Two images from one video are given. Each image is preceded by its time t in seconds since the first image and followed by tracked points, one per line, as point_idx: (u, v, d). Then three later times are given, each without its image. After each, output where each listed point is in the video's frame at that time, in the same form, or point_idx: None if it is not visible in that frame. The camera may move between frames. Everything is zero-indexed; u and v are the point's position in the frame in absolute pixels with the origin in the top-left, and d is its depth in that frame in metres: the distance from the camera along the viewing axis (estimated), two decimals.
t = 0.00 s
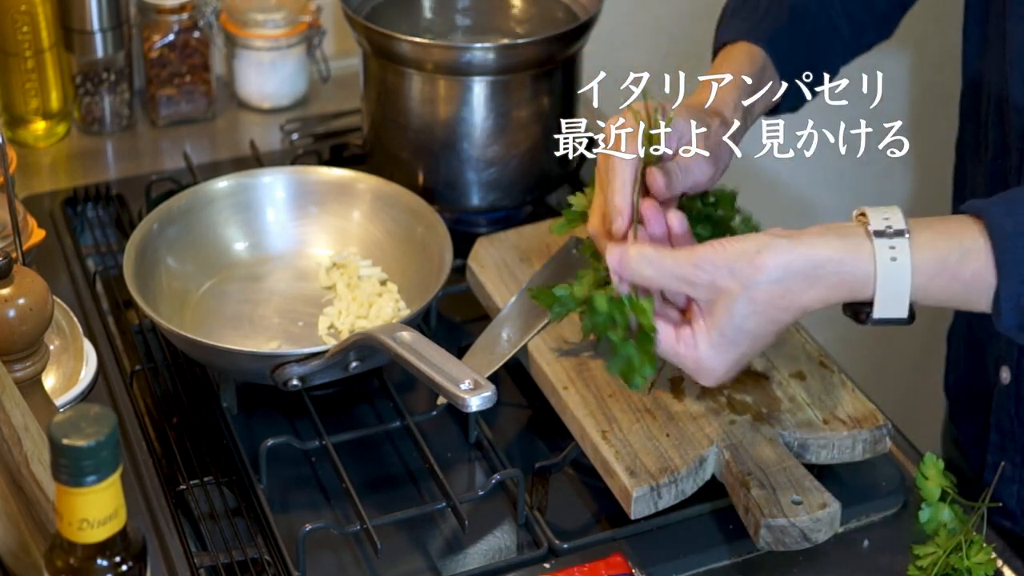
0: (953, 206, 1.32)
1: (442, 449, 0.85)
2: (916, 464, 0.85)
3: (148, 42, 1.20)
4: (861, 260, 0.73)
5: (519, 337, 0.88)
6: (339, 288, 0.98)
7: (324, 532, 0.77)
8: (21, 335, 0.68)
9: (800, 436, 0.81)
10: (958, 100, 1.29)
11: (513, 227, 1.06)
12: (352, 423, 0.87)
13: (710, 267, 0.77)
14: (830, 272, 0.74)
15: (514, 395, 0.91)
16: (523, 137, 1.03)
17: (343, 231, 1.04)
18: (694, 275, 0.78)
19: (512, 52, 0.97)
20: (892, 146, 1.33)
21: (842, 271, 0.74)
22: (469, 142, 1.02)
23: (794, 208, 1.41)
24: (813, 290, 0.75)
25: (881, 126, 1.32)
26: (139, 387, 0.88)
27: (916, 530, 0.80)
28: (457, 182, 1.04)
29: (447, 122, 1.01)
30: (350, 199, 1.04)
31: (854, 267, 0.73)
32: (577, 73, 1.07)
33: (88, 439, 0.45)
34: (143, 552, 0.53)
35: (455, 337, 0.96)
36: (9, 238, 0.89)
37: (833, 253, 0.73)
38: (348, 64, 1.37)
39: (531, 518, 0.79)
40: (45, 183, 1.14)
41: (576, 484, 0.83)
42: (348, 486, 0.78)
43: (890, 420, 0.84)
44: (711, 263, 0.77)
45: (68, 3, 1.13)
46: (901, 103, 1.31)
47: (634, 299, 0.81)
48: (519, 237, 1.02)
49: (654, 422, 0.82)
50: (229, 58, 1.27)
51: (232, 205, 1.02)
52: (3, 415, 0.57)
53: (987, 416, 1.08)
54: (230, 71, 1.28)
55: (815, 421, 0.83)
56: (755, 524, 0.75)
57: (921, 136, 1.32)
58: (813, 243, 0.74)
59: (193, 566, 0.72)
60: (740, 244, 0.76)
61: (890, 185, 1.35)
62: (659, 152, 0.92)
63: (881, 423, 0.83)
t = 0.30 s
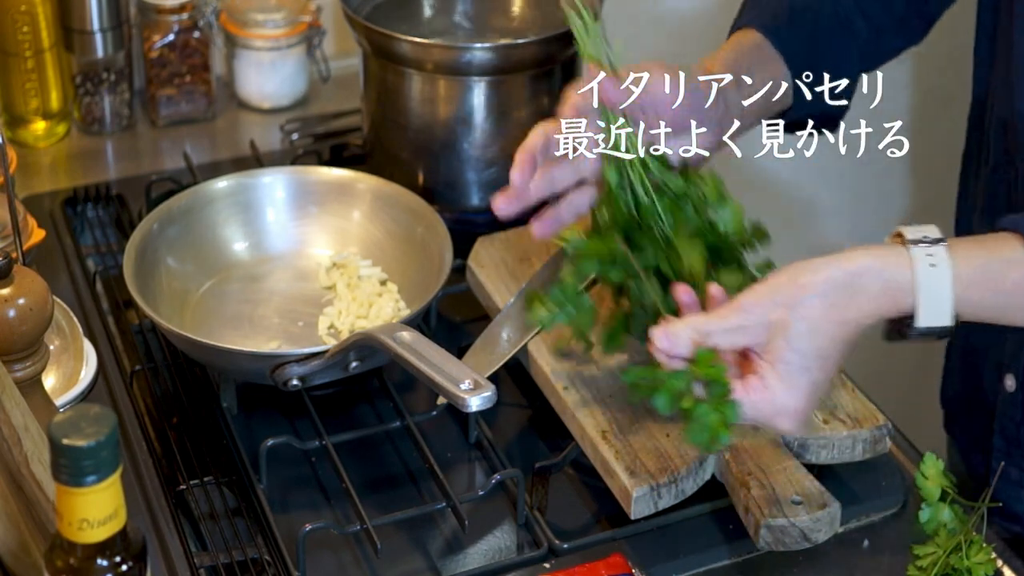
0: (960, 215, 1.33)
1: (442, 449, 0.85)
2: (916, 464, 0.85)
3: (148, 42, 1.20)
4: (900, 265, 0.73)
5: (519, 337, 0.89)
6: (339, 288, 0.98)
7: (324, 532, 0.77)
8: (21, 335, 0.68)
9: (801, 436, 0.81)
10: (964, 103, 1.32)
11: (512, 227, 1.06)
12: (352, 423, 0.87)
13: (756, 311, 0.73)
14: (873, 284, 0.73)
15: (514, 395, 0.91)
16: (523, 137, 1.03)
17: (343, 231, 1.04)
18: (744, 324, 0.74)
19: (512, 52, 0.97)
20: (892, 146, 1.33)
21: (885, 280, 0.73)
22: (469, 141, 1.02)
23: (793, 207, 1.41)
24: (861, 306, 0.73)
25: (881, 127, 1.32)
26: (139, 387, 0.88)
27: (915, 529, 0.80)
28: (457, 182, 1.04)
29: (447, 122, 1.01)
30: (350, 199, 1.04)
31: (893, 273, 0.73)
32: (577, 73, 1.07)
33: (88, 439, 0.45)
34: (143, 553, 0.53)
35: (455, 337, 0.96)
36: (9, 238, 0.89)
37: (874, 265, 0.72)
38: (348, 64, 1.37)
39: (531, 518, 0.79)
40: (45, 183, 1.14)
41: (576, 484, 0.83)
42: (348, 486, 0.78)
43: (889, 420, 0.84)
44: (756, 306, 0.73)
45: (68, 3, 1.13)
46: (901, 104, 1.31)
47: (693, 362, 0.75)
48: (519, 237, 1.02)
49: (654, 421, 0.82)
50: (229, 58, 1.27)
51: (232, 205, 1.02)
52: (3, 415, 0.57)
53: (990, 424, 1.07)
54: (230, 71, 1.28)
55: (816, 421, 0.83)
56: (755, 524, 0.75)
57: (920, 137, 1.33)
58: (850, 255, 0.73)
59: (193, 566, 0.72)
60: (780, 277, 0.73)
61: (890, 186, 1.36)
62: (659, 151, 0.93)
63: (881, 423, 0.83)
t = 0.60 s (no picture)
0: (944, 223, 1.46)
1: (442, 449, 0.85)
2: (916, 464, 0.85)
3: (148, 42, 1.20)
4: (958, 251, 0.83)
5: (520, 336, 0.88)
6: (339, 288, 0.98)
7: (323, 532, 0.77)
8: (21, 335, 0.68)
9: (800, 436, 0.82)
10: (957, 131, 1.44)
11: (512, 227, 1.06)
12: (352, 423, 0.87)
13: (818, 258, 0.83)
14: (935, 265, 0.82)
15: (514, 395, 0.91)
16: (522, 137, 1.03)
17: (342, 231, 1.04)
18: (801, 264, 0.83)
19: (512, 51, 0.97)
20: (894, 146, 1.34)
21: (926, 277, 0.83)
22: (469, 141, 1.02)
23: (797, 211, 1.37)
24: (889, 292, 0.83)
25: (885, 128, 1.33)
26: (139, 387, 0.88)
27: (916, 530, 0.80)
28: (457, 182, 1.04)
29: (447, 122, 1.01)
30: (349, 199, 1.04)
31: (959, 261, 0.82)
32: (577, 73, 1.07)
33: (88, 439, 0.45)
34: (143, 553, 0.53)
35: (455, 337, 0.96)
36: (9, 238, 0.89)
37: (938, 240, 0.83)
38: (348, 64, 1.37)
39: (531, 518, 0.79)
40: (45, 182, 1.14)
41: (576, 484, 0.83)
42: (348, 486, 0.78)
43: (890, 420, 0.84)
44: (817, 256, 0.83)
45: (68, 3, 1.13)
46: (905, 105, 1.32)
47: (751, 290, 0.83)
48: (519, 237, 1.02)
49: (654, 421, 0.82)
50: (229, 58, 1.27)
51: (231, 205, 1.02)
52: (3, 416, 0.57)
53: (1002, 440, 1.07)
54: (230, 71, 1.28)
55: (815, 421, 0.83)
56: (755, 524, 0.75)
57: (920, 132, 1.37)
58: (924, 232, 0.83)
59: (193, 566, 0.72)
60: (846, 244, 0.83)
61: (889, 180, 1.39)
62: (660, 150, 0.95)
63: (881, 423, 0.83)
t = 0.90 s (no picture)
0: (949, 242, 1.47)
1: (442, 449, 0.85)
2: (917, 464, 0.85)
3: (148, 42, 1.20)
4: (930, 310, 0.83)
5: (519, 337, 0.89)
6: (339, 288, 0.98)
7: (323, 532, 0.77)
8: (21, 335, 0.68)
9: (801, 436, 0.82)
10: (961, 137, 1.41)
11: (512, 227, 1.06)
12: (352, 423, 0.87)
13: (827, 284, 0.83)
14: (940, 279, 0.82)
15: (514, 395, 0.91)
16: (522, 136, 1.03)
17: (343, 231, 1.04)
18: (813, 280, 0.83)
19: (512, 51, 0.97)
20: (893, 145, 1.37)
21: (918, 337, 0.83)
22: (469, 142, 1.02)
23: (791, 211, 1.43)
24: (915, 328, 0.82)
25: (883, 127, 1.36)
26: (139, 387, 0.88)
27: (916, 530, 0.80)
28: (457, 182, 1.04)
29: (446, 122, 1.01)
30: (349, 199, 1.04)
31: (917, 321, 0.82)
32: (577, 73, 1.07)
33: (88, 439, 0.45)
34: (143, 553, 0.53)
35: (455, 337, 0.96)
36: (9, 238, 0.89)
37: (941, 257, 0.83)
38: (348, 64, 1.37)
39: (531, 518, 0.79)
40: (45, 183, 1.14)
41: (576, 484, 0.83)
42: (348, 486, 0.78)
43: (890, 420, 0.84)
44: (828, 280, 0.83)
45: (68, 3, 1.13)
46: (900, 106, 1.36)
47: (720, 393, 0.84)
48: (519, 237, 1.02)
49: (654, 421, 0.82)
50: (229, 58, 1.27)
51: (231, 205, 1.02)
52: (3, 416, 0.57)
53: (1001, 441, 1.07)
54: (230, 72, 1.28)
55: (815, 421, 0.83)
56: (755, 524, 0.75)
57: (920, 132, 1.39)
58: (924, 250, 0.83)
59: (193, 566, 0.72)
60: (863, 267, 0.82)
61: (888, 181, 1.42)
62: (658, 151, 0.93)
63: (881, 423, 0.83)
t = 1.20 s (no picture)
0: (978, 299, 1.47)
1: (442, 450, 0.85)
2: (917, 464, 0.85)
3: (148, 42, 1.20)
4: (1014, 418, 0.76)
5: (519, 337, 0.90)
6: (339, 288, 0.98)
7: (323, 532, 0.77)
8: (21, 335, 0.68)
9: (801, 437, 0.81)
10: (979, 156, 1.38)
11: (512, 228, 1.06)
12: (352, 423, 0.87)
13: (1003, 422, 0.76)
14: None
15: (514, 395, 0.91)
16: (523, 136, 1.03)
17: (343, 231, 1.04)
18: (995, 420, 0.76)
19: (512, 51, 0.97)
20: (892, 146, 1.39)
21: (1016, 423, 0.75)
22: (468, 142, 1.02)
23: (788, 208, 1.47)
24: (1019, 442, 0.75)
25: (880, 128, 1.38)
26: (139, 387, 0.88)
27: (916, 530, 0.80)
28: (457, 182, 1.03)
29: (446, 122, 1.01)
30: (349, 199, 1.04)
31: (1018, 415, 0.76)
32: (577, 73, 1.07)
33: (88, 439, 0.45)
34: (143, 553, 0.53)
35: (455, 337, 0.96)
36: (9, 238, 0.89)
37: None
38: (348, 64, 1.37)
39: (531, 518, 0.79)
40: (45, 183, 1.14)
41: (576, 484, 0.83)
42: (348, 486, 0.78)
43: (890, 419, 0.84)
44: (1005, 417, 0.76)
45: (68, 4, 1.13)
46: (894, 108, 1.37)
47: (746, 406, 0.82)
48: (519, 237, 1.02)
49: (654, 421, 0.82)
50: (229, 58, 1.27)
51: (232, 205, 1.02)
52: (3, 415, 0.57)
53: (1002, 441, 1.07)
54: (230, 72, 1.28)
55: (815, 422, 0.83)
56: (755, 524, 0.75)
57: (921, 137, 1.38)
58: None
59: (193, 566, 0.72)
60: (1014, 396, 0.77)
61: (889, 185, 1.42)
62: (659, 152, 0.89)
63: (881, 422, 0.83)
